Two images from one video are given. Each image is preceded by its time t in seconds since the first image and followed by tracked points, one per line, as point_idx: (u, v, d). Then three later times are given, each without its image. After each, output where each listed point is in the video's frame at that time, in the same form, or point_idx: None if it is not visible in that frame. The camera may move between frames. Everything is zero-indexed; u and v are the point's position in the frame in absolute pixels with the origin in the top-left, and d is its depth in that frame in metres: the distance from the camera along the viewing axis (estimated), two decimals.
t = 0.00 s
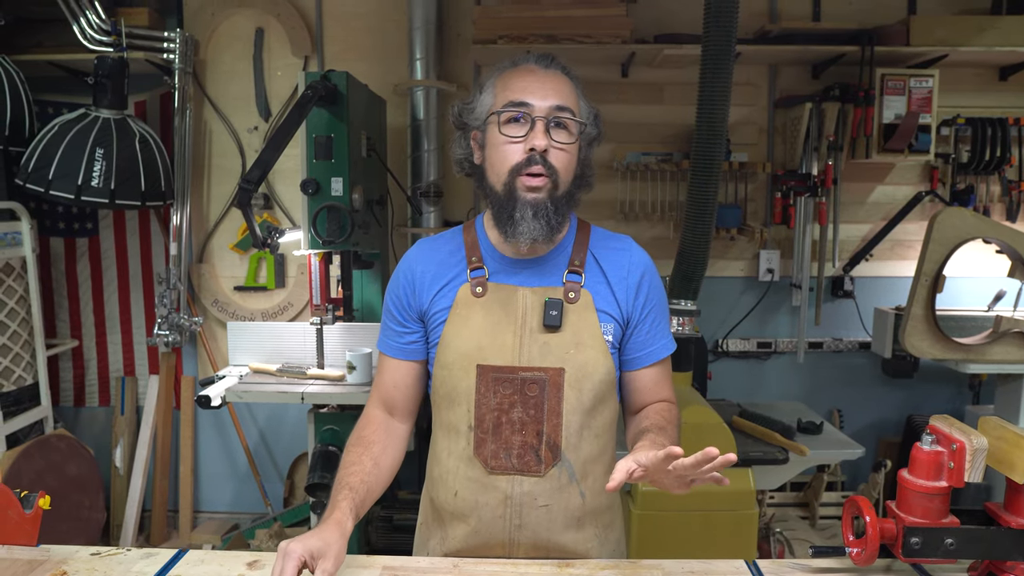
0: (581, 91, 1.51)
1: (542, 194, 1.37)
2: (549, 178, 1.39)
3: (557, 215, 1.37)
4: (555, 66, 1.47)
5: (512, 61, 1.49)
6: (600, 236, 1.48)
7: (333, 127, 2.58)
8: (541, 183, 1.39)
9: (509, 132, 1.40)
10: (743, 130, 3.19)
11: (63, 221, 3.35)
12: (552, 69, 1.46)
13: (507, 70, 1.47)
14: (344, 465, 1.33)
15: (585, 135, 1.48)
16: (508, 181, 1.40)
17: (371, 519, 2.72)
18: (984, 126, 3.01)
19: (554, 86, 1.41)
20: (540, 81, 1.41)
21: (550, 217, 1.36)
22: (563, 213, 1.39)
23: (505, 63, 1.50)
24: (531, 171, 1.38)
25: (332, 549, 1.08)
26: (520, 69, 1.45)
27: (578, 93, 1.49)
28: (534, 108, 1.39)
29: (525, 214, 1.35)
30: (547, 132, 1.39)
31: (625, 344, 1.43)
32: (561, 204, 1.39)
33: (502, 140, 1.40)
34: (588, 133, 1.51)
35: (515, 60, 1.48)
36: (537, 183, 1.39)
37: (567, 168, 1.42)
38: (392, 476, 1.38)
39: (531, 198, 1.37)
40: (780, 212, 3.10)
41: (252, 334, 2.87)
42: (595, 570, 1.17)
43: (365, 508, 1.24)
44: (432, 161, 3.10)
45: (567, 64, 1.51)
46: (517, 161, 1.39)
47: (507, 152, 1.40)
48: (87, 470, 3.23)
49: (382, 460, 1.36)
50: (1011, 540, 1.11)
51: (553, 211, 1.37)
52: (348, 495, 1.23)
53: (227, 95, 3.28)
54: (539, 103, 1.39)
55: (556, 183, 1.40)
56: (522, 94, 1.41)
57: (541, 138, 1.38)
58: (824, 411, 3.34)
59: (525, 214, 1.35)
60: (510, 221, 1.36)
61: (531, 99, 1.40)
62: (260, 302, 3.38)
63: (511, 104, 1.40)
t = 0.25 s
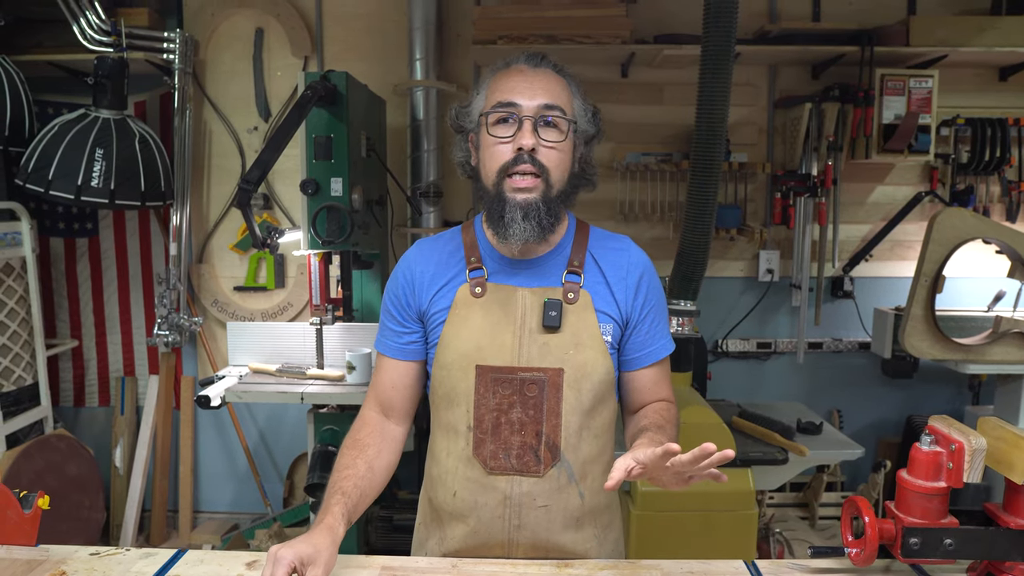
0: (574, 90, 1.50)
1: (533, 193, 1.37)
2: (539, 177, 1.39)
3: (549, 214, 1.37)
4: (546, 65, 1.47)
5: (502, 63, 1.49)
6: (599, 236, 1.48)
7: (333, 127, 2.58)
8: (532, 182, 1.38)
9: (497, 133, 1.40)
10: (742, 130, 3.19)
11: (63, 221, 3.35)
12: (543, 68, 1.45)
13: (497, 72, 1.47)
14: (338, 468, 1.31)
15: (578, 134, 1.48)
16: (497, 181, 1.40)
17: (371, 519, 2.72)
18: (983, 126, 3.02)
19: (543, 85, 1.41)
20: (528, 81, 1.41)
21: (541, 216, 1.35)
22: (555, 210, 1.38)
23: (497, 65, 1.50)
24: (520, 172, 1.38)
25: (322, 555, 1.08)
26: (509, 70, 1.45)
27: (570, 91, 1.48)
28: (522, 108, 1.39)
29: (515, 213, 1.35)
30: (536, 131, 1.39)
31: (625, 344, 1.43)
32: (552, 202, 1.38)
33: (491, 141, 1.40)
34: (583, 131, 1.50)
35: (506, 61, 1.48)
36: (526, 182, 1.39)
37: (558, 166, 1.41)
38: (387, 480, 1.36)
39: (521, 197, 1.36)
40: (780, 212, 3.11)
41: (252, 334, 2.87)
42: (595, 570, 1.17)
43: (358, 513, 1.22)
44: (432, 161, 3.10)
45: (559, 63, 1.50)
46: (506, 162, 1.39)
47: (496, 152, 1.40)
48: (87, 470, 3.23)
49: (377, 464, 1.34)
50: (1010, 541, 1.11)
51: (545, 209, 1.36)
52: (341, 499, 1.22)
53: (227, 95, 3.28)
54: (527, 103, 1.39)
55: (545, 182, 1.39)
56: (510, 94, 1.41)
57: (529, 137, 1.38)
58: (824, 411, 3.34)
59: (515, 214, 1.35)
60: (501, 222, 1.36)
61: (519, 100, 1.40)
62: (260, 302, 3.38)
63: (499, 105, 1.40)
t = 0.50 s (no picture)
0: (571, 89, 1.49)
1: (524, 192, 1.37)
2: (531, 176, 1.38)
3: (542, 213, 1.36)
4: (541, 65, 1.46)
5: (497, 64, 1.48)
6: (599, 236, 1.48)
7: (332, 127, 2.58)
8: (525, 182, 1.38)
9: (490, 134, 1.40)
10: (742, 131, 3.19)
11: (63, 221, 3.35)
12: (537, 68, 1.45)
13: (492, 73, 1.47)
14: (334, 473, 1.30)
15: (575, 133, 1.47)
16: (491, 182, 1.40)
17: (371, 520, 2.72)
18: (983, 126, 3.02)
19: (535, 84, 1.40)
20: (520, 82, 1.41)
21: (533, 215, 1.35)
22: (548, 209, 1.38)
23: (493, 66, 1.49)
24: (512, 171, 1.38)
25: (316, 565, 1.07)
26: (503, 70, 1.44)
27: (566, 90, 1.47)
28: (513, 108, 1.39)
29: (507, 214, 1.35)
30: (528, 131, 1.38)
31: (625, 344, 1.43)
32: (545, 201, 1.38)
33: (485, 142, 1.40)
34: (581, 130, 1.49)
35: (501, 62, 1.48)
36: (519, 182, 1.38)
37: (551, 165, 1.40)
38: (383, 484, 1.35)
39: (514, 197, 1.36)
40: (781, 212, 3.10)
41: (252, 334, 2.87)
42: (595, 571, 1.17)
43: (353, 520, 1.21)
44: (432, 162, 3.10)
45: (554, 62, 1.49)
46: (498, 162, 1.39)
47: (489, 153, 1.40)
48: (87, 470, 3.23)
49: (373, 469, 1.33)
50: (1010, 541, 1.11)
51: (538, 208, 1.36)
52: (336, 506, 1.21)
53: (227, 95, 3.28)
54: (518, 103, 1.39)
55: (537, 180, 1.39)
56: (503, 95, 1.40)
57: (520, 138, 1.38)
58: (824, 412, 3.34)
59: (507, 214, 1.35)
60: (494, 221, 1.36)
61: (511, 100, 1.40)
62: (261, 303, 3.38)
63: (491, 106, 1.40)
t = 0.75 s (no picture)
0: (567, 88, 1.47)
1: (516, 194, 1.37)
2: (523, 178, 1.38)
3: (534, 215, 1.36)
4: (535, 64, 1.45)
5: (492, 64, 1.48)
6: (599, 236, 1.48)
7: (333, 127, 2.58)
8: (516, 184, 1.38)
9: (482, 136, 1.40)
10: (743, 131, 3.19)
11: (63, 222, 3.36)
12: (530, 68, 1.43)
13: (486, 74, 1.46)
14: (331, 477, 1.29)
15: (570, 133, 1.45)
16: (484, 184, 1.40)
17: (371, 520, 2.72)
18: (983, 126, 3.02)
19: (527, 85, 1.39)
20: (512, 82, 1.40)
21: (525, 217, 1.35)
22: (540, 210, 1.37)
23: (489, 65, 1.49)
24: (504, 173, 1.38)
25: (313, 570, 1.07)
26: (496, 71, 1.43)
27: (562, 88, 1.46)
28: (504, 110, 1.38)
29: (498, 216, 1.35)
30: (518, 133, 1.38)
31: (625, 344, 1.43)
32: (537, 203, 1.37)
33: (478, 144, 1.40)
34: (578, 130, 1.48)
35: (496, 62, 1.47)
36: (511, 184, 1.38)
37: (543, 167, 1.40)
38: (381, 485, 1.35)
39: (506, 199, 1.36)
40: (781, 213, 3.10)
41: (252, 335, 2.87)
42: (594, 571, 1.17)
43: (351, 524, 1.20)
44: (432, 162, 3.10)
45: (550, 60, 1.48)
46: (490, 164, 1.39)
47: (481, 155, 1.40)
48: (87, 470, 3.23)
49: (371, 471, 1.32)
50: (1010, 541, 1.11)
51: (530, 210, 1.36)
52: (333, 510, 1.20)
53: (227, 95, 3.29)
54: (509, 105, 1.38)
55: (529, 182, 1.38)
56: (495, 96, 1.39)
57: (510, 140, 1.37)
58: (824, 412, 3.34)
59: (498, 217, 1.35)
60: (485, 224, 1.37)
61: (503, 101, 1.39)
62: (261, 303, 3.38)
63: (483, 108, 1.39)
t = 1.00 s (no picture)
0: (563, 88, 1.46)
1: (512, 196, 1.37)
2: (518, 180, 1.38)
3: (530, 215, 1.36)
4: (531, 65, 1.45)
5: (488, 67, 1.48)
6: (598, 236, 1.48)
7: (333, 128, 2.59)
8: (512, 186, 1.38)
9: (478, 139, 1.40)
10: (743, 131, 3.19)
11: (63, 222, 3.36)
12: (526, 69, 1.43)
13: (483, 77, 1.46)
14: (333, 478, 1.29)
15: (567, 133, 1.44)
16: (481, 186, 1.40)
17: (371, 520, 2.72)
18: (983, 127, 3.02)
19: (521, 88, 1.40)
20: (506, 85, 1.40)
21: (520, 217, 1.35)
22: (536, 211, 1.37)
23: (486, 67, 1.49)
24: (500, 175, 1.38)
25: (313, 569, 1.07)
26: (492, 74, 1.44)
27: (558, 89, 1.45)
28: (499, 113, 1.38)
29: (494, 217, 1.35)
30: (513, 136, 1.38)
31: (624, 343, 1.43)
32: (533, 204, 1.37)
33: (474, 147, 1.41)
34: (575, 130, 1.47)
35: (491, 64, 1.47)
36: (507, 186, 1.38)
37: (539, 168, 1.40)
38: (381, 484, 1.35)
39: (502, 201, 1.36)
40: (781, 213, 3.10)
41: (252, 335, 2.87)
42: (595, 571, 1.17)
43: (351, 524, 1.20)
44: (432, 163, 3.10)
45: (546, 61, 1.47)
46: (486, 167, 1.39)
47: (478, 159, 1.40)
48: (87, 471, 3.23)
49: (370, 471, 1.32)
50: (1009, 542, 1.11)
51: (526, 211, 1.36)
52: (333, 510, 1.20)
53: (228, 96, 3.29)
54: (504, 108, 1.38)
55: (524, 183, 1.38)
56: (490, 99, 1.40)
57: (505, 143, 1.37)
58: (824, 412, 3.34)
59: (495, 218, 1.35)
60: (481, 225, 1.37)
61: (498, 104, 1.39)
62: (261, 304, 3.38)
63: (479, 112, 1.40)
